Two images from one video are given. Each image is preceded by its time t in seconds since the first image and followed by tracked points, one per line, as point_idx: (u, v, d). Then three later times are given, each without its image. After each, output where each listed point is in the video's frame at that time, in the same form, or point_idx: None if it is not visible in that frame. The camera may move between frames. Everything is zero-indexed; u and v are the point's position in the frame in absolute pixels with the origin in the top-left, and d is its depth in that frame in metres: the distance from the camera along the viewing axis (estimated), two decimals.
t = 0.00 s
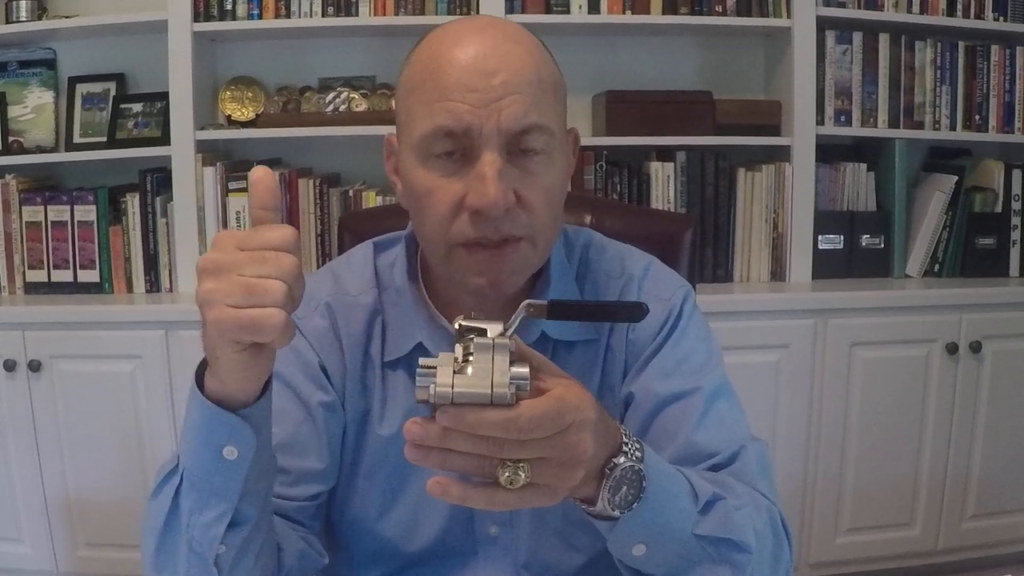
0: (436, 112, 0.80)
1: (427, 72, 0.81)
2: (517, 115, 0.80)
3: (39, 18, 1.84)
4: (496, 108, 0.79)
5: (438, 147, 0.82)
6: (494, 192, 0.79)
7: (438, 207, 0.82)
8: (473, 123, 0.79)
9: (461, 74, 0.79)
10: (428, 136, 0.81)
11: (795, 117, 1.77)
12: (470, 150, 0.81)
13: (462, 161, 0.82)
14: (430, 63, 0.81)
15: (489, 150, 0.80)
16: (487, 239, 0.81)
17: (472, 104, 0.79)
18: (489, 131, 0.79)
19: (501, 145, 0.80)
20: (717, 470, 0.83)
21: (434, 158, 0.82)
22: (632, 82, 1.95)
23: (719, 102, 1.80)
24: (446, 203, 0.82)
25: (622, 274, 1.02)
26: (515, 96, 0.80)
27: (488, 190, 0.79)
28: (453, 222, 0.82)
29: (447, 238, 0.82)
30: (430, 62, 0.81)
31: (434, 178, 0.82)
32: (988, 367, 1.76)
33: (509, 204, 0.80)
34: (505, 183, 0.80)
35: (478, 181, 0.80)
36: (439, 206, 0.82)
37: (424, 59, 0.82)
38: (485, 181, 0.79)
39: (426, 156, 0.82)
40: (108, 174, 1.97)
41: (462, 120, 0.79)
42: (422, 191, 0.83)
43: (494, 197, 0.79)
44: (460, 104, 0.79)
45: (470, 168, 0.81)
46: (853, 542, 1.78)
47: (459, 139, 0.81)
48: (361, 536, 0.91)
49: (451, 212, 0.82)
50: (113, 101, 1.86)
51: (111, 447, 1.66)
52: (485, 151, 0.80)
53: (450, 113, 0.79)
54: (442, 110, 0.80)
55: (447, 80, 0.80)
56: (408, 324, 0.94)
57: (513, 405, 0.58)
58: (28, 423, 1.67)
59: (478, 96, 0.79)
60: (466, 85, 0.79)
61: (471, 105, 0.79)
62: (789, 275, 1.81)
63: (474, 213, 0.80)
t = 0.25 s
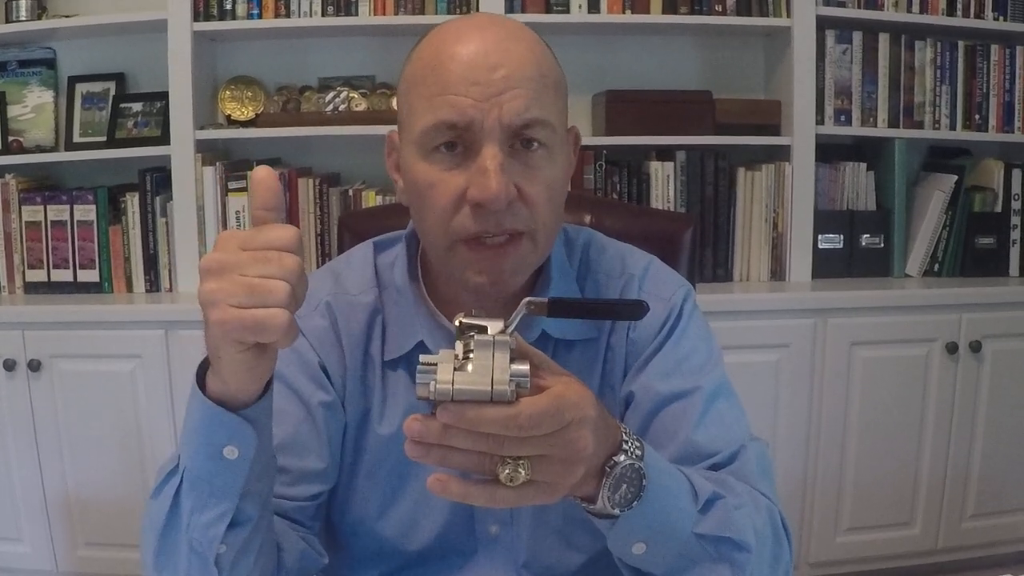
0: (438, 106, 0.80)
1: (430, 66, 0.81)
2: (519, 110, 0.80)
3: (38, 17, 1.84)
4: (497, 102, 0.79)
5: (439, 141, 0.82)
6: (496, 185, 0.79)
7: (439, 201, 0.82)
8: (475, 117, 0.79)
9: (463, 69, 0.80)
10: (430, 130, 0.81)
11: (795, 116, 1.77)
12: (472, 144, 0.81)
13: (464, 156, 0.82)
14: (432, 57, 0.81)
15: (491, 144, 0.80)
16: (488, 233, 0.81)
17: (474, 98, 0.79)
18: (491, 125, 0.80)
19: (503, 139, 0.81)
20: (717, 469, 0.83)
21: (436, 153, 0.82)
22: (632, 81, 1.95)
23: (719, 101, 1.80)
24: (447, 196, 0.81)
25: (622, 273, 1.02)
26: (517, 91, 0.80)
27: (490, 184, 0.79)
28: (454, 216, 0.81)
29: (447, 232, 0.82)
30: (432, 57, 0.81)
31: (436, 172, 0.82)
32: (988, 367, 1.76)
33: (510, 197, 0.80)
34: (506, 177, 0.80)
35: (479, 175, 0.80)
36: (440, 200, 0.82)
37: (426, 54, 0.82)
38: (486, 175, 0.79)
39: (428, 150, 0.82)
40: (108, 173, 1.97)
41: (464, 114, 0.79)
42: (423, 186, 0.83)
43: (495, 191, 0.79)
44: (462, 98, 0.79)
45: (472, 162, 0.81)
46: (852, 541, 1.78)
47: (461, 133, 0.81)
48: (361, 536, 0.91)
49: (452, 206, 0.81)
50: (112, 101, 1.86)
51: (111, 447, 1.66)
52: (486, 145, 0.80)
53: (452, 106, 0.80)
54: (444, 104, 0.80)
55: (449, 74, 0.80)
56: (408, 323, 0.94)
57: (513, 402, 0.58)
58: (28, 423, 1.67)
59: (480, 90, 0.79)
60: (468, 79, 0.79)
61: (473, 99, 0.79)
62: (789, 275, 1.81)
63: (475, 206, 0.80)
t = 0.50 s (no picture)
0: (439, 103, 0.80)
1: (430, 64, 0.81)
2: (520, 107, 0.80)
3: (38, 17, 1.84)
4: (498, 99, 0.80)
5: (440, 139, 0.82)
6: (496, 182, 0.79)
7: (439, 199, 0.82)
8: (475, 114, 0.79)
9: (464, 66, 0.80)
10: (430, 128, 0.81)
11: (794, 116, 1.77)
12: (472, 141, 0.81)
13: (464, 153, 0.82)
14: (433, 55, 0.81)
15: (491, 141, 0.80)
16: (488, 230, 0.81)
17: (475, 95, 0.79)
18: (491, 123, 0.80)
19: (503, 136, 0.81)
20: (717, 469, 0.83)
21: (436, 150, 0.82)
22: (631, 81, 1.95)
23: (718, 101, 1.80)
24: (447, 194, 0.81)
25: (622, 273, 1.02)
26: (517, 88, 0.80)
27: (490, 180, 0.79)
28: (454, 213, 0.81)
29: (448, 229, 0.82)
30: (433, 54, 0.81)
31: (436, 168, 0.82)
32: (987, 367, 1.76)
33: (510, 195, 0.80)
34: (507, 174, 0.80)
35: (480, 172, 0.80)
36: (440, 197, 0.82)
37: (427, 51, 0.82)
38: (487, 171, 0.79)
39: (428, 147, 0.82)
40: (108, 173, 1.97)
41: (464, 111, 0.79)
42: (424, 183, 0.83)
43: (495, 187, 0.79)
44: (463, 95, 0.79)
45: (472, 159, 0.81)
46: (852, 541, 1.78)
47: (462, 130, 0.81)
48: (361, 535, 0.91)
49: (453, 204, 0.81)
50: (112, 101, 1.86)
51: (111, 447, 1.66)
52: (487, 142, 0.80)
53: (453, 103, 0.80)
54: (445, 101, 0.80)
55: (450, 72, 0.80)
56: (408, 323, 0.94)
57: (514, 401, 0.58)
58: (28, 423, 1.67)
59: (481, 87, 0.79)
60: (469, 76, 0.79)
61: (474, 96, 0.79)
62: (789, 275, 1.81)
63: (475, 203, 0.80)
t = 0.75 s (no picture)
0: (439, 102, 0.80)
1: (430, 63, 0.81)
2: (519, 106, 0.80)
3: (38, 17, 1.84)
4: (498, 98, 0.80)
5: (440, 137, 0.82)
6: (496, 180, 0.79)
7: (439, 197, 0.82)
8: (475, 112, 0.79)
9: (464, 64, 0.80)
10: (430, 126, 0.81)
11: (794, 116, 1.77)
12: (472, 140, 0.81)
13: (464, 152, 0.82)
14: (433, 54, 0.81)
15: (491, 140, 0.80)
16: (488, 229, 0.81)
17: (474, 94, 0.79)
18: (491, 121, 0.80)
19: (503, 135, 0.81)
20: (717, 469, 0.83)
21: (436, 149, 0.82)
22: (631, 81, 1.95)
23: (718, 101, 1.80)
24: (447, 192, 0.81)
25: (621, 273, 1.02)
26: (517, 87, 0.80)
27: (490, 179, 0.79)
28: (453, 212, 0.81)
29: (447, 228, 0.82)
30: (433, 53, 0.81)
31: (435, 167, 0.82)
32: (987, 367, 1.76)
33: (509, 193, 0.80)
34: (506, 173, 0.80)
35: (479, 171, 0.80)
36: (439, 195, 0.82)
37: (427, 50, 0.82)
38: (486, 169, 0.79)
39: (428, 146, 0.82)
40: (108, 173, 1.97)
41: (465, 110, 0.79)
42: (424, 181, 0.83)
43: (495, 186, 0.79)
44: (462, 94, 0.80)
45: (471, 158, 0.81)
46: (852, 541, 1.78)
47: (461, 128, 0.81)
48: (361, 535, 0.91)
49: (452, 202, 0.81)
50: (112, 101, 1.86)
51: (111, 447, 1.66)
52: (486, 140, 0.80)
53: (453, 102, 0.80)
54: (444, 99, 0.80)
55: (450, 70, 0.80)
56: (408, 322, 0.94)
57: (513, 401, 0.58)
58: (28, 423, 1.67)
59: (481, 85, 0.79)
60: (468, 75, 0.79)
61: (473, 94, 0.79)
62: (789, 275, 1.81)
63: (475, 202, 0.80)
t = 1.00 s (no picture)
0: (440, 101, 0.80)
1: (431, 62, 0.81)
2: (520, 106, 0.80)
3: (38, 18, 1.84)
4: (499, 98, 0.80)
5: (440, 137, 0.82)
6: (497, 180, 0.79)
7: (439, 197, 0.82)
8: (476, 112, 0.79)
9: (464, 64, 0.80)
10: (431, 126, 0.81)
11: (794, 116, 1.77)
12: (473, 140, 0.81)
13: (464, 152, 0.82)
14: (434, 54, 0.81)
15: (492, 140, 0.80)
16: (488, 228, 0.81)
17: (475, 94, 0.79)
18: (491, 121, 0.80)
19: (503, 135, 0.81)
20: (716, 469, 0.83)
21: (436, 149, 0.82)
22: (631, 81, 1.95)
23: (718, 101, 1.80)
24: (447, 192, 0.81)
25: (620, 274, 1.02)
26: (518, 87, 0.80)
27: (491, 179, 0.79)
28: (454, 212, 0.81)
29: (447, 227, 0.82)
30: (434, 53, 0.81)
31: (435, 167, 0.82)
32: (987, 366, 1.76)
33: (510, 193, 0.80)
34: (507, 172, 0.80)
35: (480, 171, 0.80)
36: (440, 195, 0.82)
37: (427, 50, 0.82)
38: (487, 169, 0.80)
39: (429, 145, 0.82)
40: (107, 174, 1.97)
41: (465, 109, 0.79)
42: (424, 181, 0.83)
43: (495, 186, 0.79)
44: (463, 94, 0.80)
45: (472, 158, 0.81)
46: (852, 541, 1.78)
47: (462, 128, 0.81)
48: (360, 536, 0.91)
49: (452, 202, 0.81)
50: (112, 102, 1.86)
51: (111, 447, 1.66)
52: (487, 140, 0.81)
53: (453, 102, 0.80)
54: (445, 99, 0.80)
55: (450, 70, 0.80)
56: (407, 323, 0.94)
57: (510, 404, 0.59)
58: (28, 423, 1.67)
59: (481, 85, 0.80)
60: (469, 74, 0.80)
61: (474, 94, 0.80)
62: (789, 275, 1.81)
63: (475, 202, 0.80)
